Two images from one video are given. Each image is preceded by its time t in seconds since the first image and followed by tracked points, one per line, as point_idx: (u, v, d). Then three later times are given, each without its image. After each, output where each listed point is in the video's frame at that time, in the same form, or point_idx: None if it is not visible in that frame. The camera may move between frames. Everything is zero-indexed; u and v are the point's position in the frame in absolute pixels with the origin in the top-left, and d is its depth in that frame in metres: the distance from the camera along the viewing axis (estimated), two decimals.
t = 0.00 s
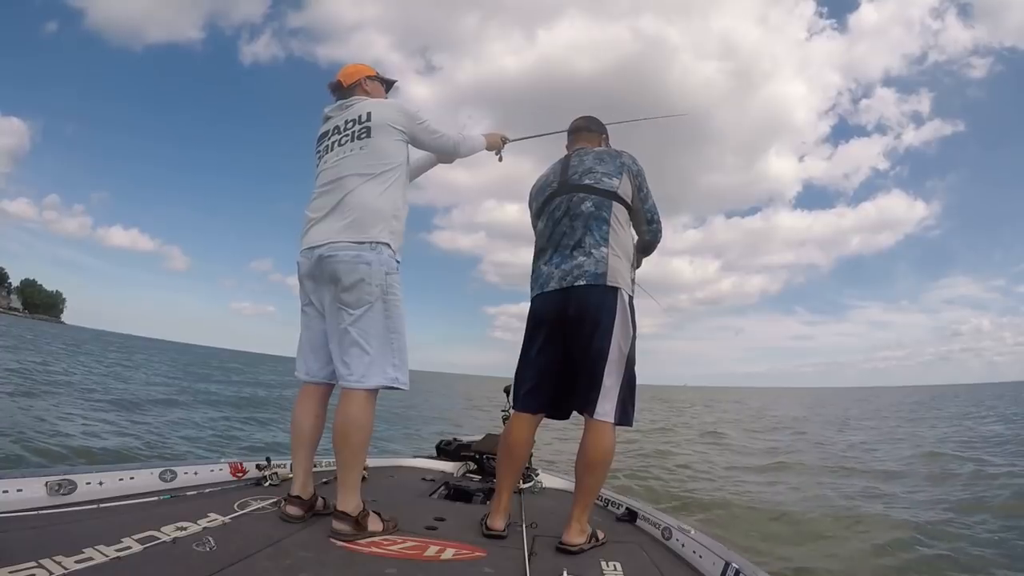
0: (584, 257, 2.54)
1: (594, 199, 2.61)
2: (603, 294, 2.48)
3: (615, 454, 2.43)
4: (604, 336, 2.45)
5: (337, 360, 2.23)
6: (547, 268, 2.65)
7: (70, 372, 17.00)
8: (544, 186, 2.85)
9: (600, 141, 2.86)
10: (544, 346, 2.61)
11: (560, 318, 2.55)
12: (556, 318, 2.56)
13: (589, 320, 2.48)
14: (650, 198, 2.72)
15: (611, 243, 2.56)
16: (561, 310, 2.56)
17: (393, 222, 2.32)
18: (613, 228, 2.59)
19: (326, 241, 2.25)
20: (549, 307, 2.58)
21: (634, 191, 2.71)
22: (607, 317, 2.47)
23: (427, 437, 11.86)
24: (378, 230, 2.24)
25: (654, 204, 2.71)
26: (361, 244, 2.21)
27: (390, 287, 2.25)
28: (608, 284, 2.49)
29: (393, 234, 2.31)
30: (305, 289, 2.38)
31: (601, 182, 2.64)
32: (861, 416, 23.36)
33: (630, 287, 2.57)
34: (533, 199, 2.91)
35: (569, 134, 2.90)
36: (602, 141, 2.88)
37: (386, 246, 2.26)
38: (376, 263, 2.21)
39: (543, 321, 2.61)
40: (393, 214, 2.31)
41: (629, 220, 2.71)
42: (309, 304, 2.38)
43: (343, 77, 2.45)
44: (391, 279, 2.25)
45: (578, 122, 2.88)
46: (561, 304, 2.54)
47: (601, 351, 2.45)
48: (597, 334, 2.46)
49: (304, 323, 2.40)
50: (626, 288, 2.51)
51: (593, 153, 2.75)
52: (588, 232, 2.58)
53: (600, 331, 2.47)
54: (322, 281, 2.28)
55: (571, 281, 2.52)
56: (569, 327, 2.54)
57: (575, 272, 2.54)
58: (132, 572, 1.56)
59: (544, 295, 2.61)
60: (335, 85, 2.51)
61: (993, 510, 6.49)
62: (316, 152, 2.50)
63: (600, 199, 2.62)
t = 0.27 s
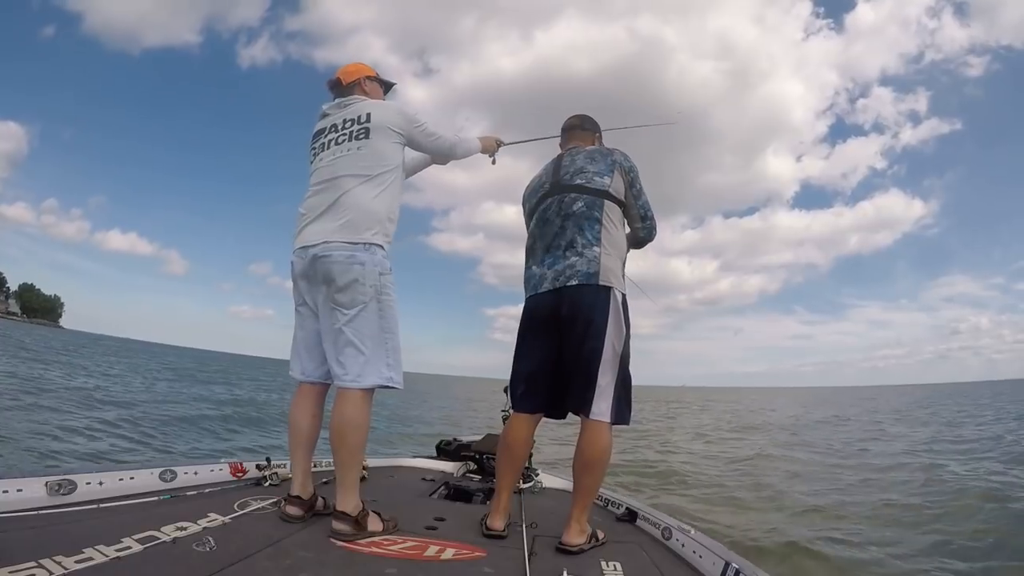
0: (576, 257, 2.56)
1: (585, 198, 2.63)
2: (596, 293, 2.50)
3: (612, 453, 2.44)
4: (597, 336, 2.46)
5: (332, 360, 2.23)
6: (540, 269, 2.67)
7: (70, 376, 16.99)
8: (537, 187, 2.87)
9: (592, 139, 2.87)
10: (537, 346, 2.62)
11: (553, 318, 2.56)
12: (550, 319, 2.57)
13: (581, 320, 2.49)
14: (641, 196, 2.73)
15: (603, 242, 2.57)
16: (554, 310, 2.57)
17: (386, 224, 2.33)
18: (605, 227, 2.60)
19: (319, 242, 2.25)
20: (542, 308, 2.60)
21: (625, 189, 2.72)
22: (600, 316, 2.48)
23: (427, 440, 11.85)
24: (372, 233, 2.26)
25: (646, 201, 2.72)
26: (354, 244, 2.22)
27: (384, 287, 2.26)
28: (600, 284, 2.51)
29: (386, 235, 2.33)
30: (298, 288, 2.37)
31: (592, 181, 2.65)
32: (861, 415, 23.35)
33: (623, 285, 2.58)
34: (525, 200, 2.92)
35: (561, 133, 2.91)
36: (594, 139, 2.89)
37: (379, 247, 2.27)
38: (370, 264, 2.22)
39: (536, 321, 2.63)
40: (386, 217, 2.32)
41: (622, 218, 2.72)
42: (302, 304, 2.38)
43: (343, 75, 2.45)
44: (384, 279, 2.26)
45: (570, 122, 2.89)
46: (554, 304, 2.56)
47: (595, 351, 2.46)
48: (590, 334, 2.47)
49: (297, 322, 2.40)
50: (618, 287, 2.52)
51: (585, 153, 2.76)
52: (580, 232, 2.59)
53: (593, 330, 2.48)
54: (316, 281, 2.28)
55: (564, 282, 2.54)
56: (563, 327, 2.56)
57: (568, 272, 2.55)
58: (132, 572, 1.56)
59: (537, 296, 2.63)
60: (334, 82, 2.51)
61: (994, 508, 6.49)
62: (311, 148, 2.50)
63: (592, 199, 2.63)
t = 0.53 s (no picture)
0: (570, 257, 2.58)
1: (578, 199, 2.65)
2: (589, 293, 2.52)
3: (609, 452, 2.46)
4: (591, 335, 2.48)
5: (328, 359, 2.24)
6: (534, 269, 2.69)
7: (69, 382, 16.94)
8: (530, 187, 2.88)
9: (583, 140, 2.89)
10: (531, 346, 2.64)
11: (547, 317, 2.58)
12: (544, 318, 2.59)
13: (575, 319, 2.51)
14: (633, 196, 2.76)
15: (597, 242, 2.60)
16: (548, 309, 2.59)
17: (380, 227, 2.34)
18: (598, 227, 2.63)
19: (314, 242, 2.25)
20: (536, 307, 2.62)
21: (618, 189, 2.74)
22: (593, 316, 2.50)
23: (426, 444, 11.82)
24: (366, 235, 2.27)
25: (638, 201, 2.75)
26: (349, 245, 2.23)
27: (380, 288, 2.28)
28: (594, 283, 2.53)
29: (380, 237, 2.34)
30: (292, 288, 2.37)
31: (585, 182, 2.67)
32: (859, 418, 23.36)
33: (616, 284, 2.60)
34: (518, 200, 2.93)
35: (553, 133, 2.93)
36: (585, 139, 2.91)
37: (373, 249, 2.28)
38: (366, 265, 2.24)
39: (530, 320, 2.65)
40: (380, 220, 2.33)
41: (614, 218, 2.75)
42: (297, 304, 2.38)
43: (341, 75, 2.46)
44: (379, 280, 2.28)
45: (561, 121, 2.91)
46: (548, 304, 2.58)
47: (590, 350, 2.47)
48: (585, 333, 2.49)
49: (292, 322, 2.40)
50: (612, 286, 2.55)
51: (577, 153, 2.78)
52: (574, 232, 2.62)
53: (587, 330, 2.50)
54: (311, 281, 2.28)
55: (558, 281, 2.56)
56: (557, 326, 2.57)
57: (561, 271, 2.57)
58: (132, 572, 1.56)
59: (531, 295, 2.65)
60: (332, 82, 2.52)
61: (994, 510, 6.50)
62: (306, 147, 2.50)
63: (585, 199, 2.65)
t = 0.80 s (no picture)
0: (566, 257, 2.60)
1: (575, 199, 2.66)
2: (586, 293, 2.54)
3: (608, 452, 2.46)
4: (588, 335, 2.49)
5: (328, 359, 2.24)
6: (530, 269, 2.70)
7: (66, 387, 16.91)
8: (526, 187, 2.90)
9: (578, 141, 2.90)
10: (528, 345, 2.65)
11: (544, 317, 2.59)
12: (541, 318, 2.60)
13: (571, 319, 2.52)
14: (630, 197, 2.78)
15: (593, 243, 2.61)
16: (544, 309, 2.61)
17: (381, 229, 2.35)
18: (595, 228, 2.65)
19: (315, 242, 2.25)
20: (533, 307, 2.63)
21: (614, 189, 2.76)
22: (590, 315, 2.52)
23: (424, 449, 11.80)
24: (366, 238, 2.27)
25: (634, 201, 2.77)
26: (350, 246, 2.23)
27: (380, 289, 2.29)
28: (591, 284, 2.54)
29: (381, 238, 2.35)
30: (292, 288, 2.38)
31: (581, 183, 2.69)
32: (857, 423, 23.38)
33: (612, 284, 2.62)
34: (515, 200, 2.95)
35: (548, 134, 2.94)
36: (581, 140, 2.93)
37: (374, 250, 2.29)
38: (366, 266, 2.24)
39: (527, 320, 2.66)
40: (380, 223, 2.34)
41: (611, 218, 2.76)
42: (296, 304, 2.38)
43: (342, 77, 2.47)
44: (379, 281, 2.29)
45: (556, 122, 2.93)
46: (544, 304, 2.59)
47: (587, 350, 2.49)
48: (582, 333, 2.50)
49: (291, 322, 2.40)
50: (608, 286, 2.56)
51: (573, 154, 2.79)
52: (570, 232, 2.63)
53: (584, 330, 2.51)
54: (311, 282, 2.28)
55: (555, 281, 2.57)
56: (553, 326, 2.58)
57: (558, 272, 2.59)
58: (132, 572, 1.55)
59: (528, 295, 2.66)
60: (333, 83, 2.53)
61: (992, 513, 6.51)
62: (306, 147, 2.51)
63: (582, 200, 2.67)
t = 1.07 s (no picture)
0: (564, 258, 2.60)
1: (572, 200, 2.67)
2: (583, 293, 2.54)
3: (607, 452, 2.47)
4: (586, 335, 2.50)
5: (328, 359, 2.24)
6: (528, 269, 2.70)
7: (65, 387, 16.89)
8: (523, 188, 2.90)
9: (575, 141, 2.91)
10: (526, 346, 2.65)
11: (541, 317, 2.59)
12: (538, 318, 2.61)
13: (569, 319, 2.53)
14: (627, 197, 2.78)
15: (591, 243, 2.62)
16: (542, 310, 2.61)
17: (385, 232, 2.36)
18: (592, 228, 2.65)
19: (319, 242, 2.25)
20: (530, 307, 2.64)
21: (611, 190, 2.76)
22: (588, 316, 2.52)
23: (423, 449, 11.80)
24: (371, 239, 2.28)
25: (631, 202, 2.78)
26: (355, 247, 2.24)
27: (382, 290, 2.29)
28: (588, 284, 2.55)
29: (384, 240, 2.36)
30: (294, 286, 2.37)
31: (578, 183, 2.69)
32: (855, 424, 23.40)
33: (610, 285, 2.63)
34: (512, 201, 2.95)
35: (545, 134, 2.94)
36: (578, 141, 2.93)
37: (378, 252, 2.30)
38: (370, 266, 2.25)
39: (524, 320, 2.67)
40: (384, 226, 2.35)
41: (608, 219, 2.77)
42: (298, 303, 2.38)
43: (351, 77, 2.47)
44: (382, 282, 2.29)
45: (553, 123, 2.93)
46: (542, 305, 2.59)
47: (586, 350, 2.49)
48: (579, 334, 2.50)
49: (292, 321, 2.39)
50: (605, 287, 2.57)
51: (570, 155, 2.80)
52: (568, 233, 2.64)
53: (582, 330, 2.52)
54: (314, 281, 2.28)
55: (552, 282, 2.58)
56: (551, 326, 2.59)
57: (555, 272, 2.59)
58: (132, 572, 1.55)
59: (525, 296, 2.66)
60: (342, 82, 2.54)
61: (991, 514, 6.53)
62: (311, 146, 2.50)
63: (579, 200, 2.67)
